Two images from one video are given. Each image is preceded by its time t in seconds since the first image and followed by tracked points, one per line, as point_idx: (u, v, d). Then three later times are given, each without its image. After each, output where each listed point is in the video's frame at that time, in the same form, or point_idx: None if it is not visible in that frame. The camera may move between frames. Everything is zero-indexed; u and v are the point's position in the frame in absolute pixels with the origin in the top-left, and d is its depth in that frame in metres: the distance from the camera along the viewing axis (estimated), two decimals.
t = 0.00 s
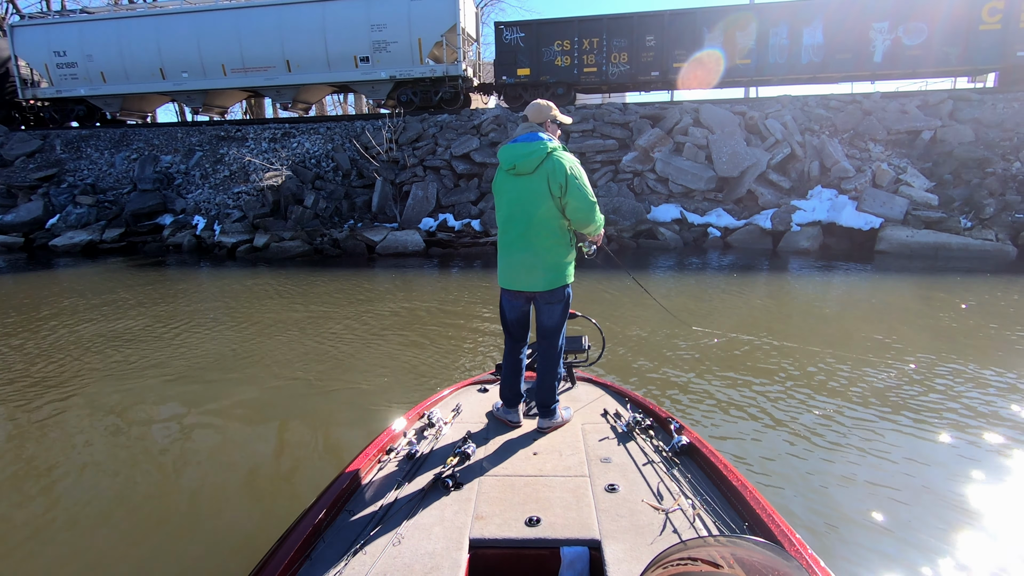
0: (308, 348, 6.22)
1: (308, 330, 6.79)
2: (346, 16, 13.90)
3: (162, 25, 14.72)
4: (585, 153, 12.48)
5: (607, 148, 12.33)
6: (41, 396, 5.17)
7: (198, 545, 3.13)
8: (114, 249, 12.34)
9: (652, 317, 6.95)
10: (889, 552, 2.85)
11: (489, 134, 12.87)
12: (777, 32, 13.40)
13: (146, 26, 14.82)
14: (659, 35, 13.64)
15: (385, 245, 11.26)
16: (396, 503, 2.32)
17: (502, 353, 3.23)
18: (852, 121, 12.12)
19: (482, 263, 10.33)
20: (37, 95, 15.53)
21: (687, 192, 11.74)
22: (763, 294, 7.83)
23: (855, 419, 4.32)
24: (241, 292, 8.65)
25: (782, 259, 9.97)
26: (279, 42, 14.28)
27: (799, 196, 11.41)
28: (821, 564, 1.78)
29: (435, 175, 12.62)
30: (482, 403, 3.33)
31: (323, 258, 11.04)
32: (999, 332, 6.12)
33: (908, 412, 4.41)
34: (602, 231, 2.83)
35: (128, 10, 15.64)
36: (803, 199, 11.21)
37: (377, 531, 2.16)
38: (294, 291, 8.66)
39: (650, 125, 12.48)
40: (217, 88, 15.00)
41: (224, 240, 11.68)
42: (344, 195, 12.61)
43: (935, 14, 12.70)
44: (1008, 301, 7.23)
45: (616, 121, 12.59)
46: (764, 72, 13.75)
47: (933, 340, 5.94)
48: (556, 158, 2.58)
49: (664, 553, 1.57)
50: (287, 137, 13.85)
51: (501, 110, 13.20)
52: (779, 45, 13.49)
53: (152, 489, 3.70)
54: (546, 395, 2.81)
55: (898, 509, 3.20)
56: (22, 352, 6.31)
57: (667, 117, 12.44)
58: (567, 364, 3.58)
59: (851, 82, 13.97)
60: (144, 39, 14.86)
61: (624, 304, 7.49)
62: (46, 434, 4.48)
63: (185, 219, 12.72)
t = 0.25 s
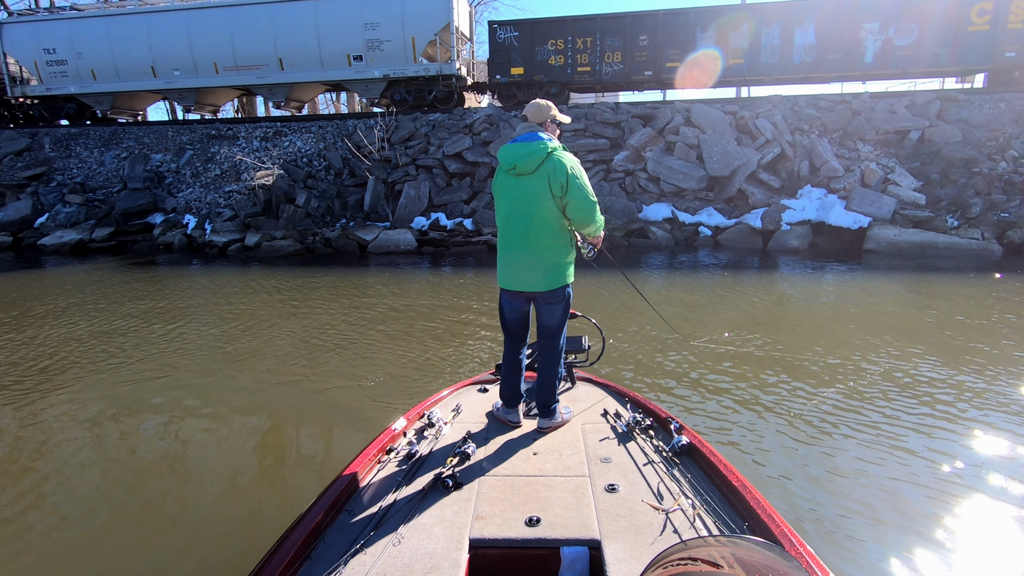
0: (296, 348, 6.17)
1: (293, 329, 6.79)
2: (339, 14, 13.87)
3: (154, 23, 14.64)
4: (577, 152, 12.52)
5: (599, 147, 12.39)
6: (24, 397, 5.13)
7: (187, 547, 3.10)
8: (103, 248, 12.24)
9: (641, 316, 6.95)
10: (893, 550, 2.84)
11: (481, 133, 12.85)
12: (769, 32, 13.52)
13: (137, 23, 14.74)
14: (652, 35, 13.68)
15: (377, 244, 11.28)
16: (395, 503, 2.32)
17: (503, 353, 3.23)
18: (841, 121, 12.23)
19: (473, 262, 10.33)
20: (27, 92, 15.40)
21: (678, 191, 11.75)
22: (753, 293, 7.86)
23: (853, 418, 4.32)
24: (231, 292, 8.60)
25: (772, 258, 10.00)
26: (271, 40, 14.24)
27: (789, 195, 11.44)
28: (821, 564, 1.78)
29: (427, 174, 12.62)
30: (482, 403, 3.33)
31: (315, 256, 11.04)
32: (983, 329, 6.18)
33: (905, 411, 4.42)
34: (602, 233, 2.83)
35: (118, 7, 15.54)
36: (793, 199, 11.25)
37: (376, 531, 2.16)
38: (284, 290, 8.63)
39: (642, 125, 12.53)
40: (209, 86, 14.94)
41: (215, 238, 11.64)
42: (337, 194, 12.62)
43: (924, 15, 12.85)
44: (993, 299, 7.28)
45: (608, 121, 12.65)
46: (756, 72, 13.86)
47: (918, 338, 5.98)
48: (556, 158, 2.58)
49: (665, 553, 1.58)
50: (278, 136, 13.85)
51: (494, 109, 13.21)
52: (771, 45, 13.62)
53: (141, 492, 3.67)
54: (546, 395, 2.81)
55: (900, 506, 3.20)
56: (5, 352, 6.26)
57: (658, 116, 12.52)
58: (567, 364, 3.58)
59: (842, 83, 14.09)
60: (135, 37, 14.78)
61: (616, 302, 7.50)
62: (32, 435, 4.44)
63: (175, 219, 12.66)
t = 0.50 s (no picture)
0: (283, 348, 6.16)
1: (276, 327, 6.85)
2: (332, 12, 13.86)
3: (145, 21, 14.58)
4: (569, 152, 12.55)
5: (591, 147, 12.40)
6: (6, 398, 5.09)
7: (176, 548, 3.09)
8: (93, 248, 12.15)
9: (630, 315, 6.96)
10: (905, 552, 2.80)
11: (473, 133, 12.86)
12: (761, 32, 13.64)
13: (128, 21, 14.68)
14: (645, 35, 13.72)
15: (369, 244, 11.30)
16: (395, 503, 2.32)
17: (503, 354, 3.23)
18: (831, 121, 12.32)
19: (465, 261, 10.34)
20: (16, 91, 15.28)
21: (670, 190, 11.75)
22: (742, 292, 7.90)
23: (852, 416, 4.29)
24: (221, 292, 8.53)
25: (762, 257, 10.03)
26: (264, 38, 14.22)
27: (780, 195, 11.48)
28: (822, 564, 1.78)
29: (419, 173, 12.62)
30: (482, 404, 3.33)
31: (307, 255, 11.03)
32: (969, 327, 6.24)
33: (903, 408, 4.40)
34: (603, 233, 2.84)
35: (109, 5, 15.47)
36: (783, 198, 11.30)
37: (377, 531, 2.16)
38: (274, 290, 8.61)
39: (634, 125, 12.56)
40: (201, 85, 14.89)
41: (206, 238, 11.59)
42: (328, 194, 12.63)
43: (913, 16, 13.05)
44: (980, 297, 7.34)
45: (600, 120, 12.69)
46: (749, 72, 13.97)
47: (904, 336, 6.04)
48: (556, 158, 2.58)
49: (664, 553, 1.58)
50: (269, 135, 13.85)
51: (486, 108, 13.23)
52: (763, 45, 13.74)
53: (132, 492, 3.66)
54: (546, 395, 2.81)
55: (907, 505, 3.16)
56: None
57: (650, 116, 12.56)
58: (567, 364, 3.58)
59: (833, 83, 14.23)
60: (127, 35, 14.72)
61: (607, 301, 7.52)
62: (17, 437, 4.41)
63: (166, 218, 12.60)
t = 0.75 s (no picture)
0: (273, 349, 6.14)
1: (266, 327, 6.84)
2: (326, 12, 13.86)
3: (138, 19, 14.53)
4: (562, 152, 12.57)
5: (583, 147, 12.44)
6: None
7: (171, 548, 3.08)
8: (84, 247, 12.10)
9: (616, 316, 6.90)
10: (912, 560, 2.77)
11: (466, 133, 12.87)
12: (755, 32, 13.70)
13: (121, 20, 14.62)
14: (639, 35, 13.77)
15: (362, 244, 11.32)
16: (394, 504, 2.32)
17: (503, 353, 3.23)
18: (821, 121, 12.37)
19: (457, 261, 10.35)
20: (7, 89, 15.16)
21: (662, 190, 11.76)
22: (733, 291, 7.93)
23: (845, 420, 4.29)
24: (211, 292, 8.50)
25: (753, 256, 10.05)
26: (258, 38, 14.20)
27: (770, 195, 11.46)
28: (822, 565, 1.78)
29: (413, 173, 12.63)
30: (482, 404, 3.33)
31: (299, 255, 11.05)
32: (954, 327, 6.31)
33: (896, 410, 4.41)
34: (602, 235, 2.85)
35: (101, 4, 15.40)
36: (774, 198, 11.33)
37: (377, 531, 2.15)
38: (265, 289, 8.59)
39: (626, 125, 12.59)
40: (194, 84, 14.84)
41: (198, 238, 11.55)
42: (321, 193, 12.62)
43: (904, 18, 13.20)
44: (965, 297, 7.42)
45: (592, 121, 12.72)
46: (741, 72, 14.04)
47: (893, 336, 6.08)
48: (557, 159, 2.58)
49: (664, 553, 1.58)
50: (262, 134, 13.83)
51: (479, 109, 13.13)
52: (756, 46, 13.80)
53: (125, 492, 3.66)
54: (546, 395, 2.81)
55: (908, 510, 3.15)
56: None
57: (642, 117, 12.59)
58: (567, 363, 3.59)
59: (824, 84, 14.31)
60: (119, 33, 14.66)
61: (599, 301, 7.53)
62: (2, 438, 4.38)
63: (157, 218, 12.56)
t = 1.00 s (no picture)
0: (263, 349, 6.14)
1: (255, 329, 6.80)
2: (319, 12, 13.84)
3: (130, 19, 14.46)
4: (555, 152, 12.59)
5: (575, 146, 12.49)
6: None
7: (165, 550, 3.08)
8: (74, 248, 12.03)
9: (610, 314, 6.99)
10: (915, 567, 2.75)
11: (459, 133, 12.84)
12: (747, 34, 13.77)
13: (112, 19, 14.53)
14: (632, 36, 13.80)
15: (355, 244, 11.35)
16: (394, 504, 2.31)
17: (503, 354, 3.23)
18: (812, 122, 12.43)
19: (450, 261, 10.36)
20: None
21: (654, 190, 11.79)
22: (725, 291, 7.96)
23: (841, 419, 4.28)
24: (202, 292, 8.49)
25: (744, 256, 10.08)
26: (251, 37, 14.16)
27: (761, 195, 11.51)
28: (822, 565, 1.78)
29: (405, 173, 12.61)
30: (482, 404, 3.33)
31: (291, 254, 11.06)
32: (940, 325, 6.36)
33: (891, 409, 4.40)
34: (603, 236, 2.85)
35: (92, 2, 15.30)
36: (765, 198, 11.37)
37: (377, 531, 2.15)
38: (257, 290, 8.58)
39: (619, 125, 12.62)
40: (186, 83, 14.77)
41: (190, 238, 11.51)
42: (313, 193, 12.62)
43: (894, 19, 13.34)
44: (952, 296, 7.48)
45: (585, 121, 12.75)
46: (734, 73, 14.12)
47: (882, 335, 6.13)
48: (557, 159, 2.58)
49: (665, 553, 1.58)
50: (254, 134, 13.80)
51: (472, 109, 13.23)
52: (749, 47, 13.87)
53: (117, 494, 3.64)
54: (546, 395, 2.81)
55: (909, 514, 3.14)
56: None
57: (634, 117, 12.62)
58: (567, 363, 3.59)
59: (816, 85, 14.40)
60: (110, 32, 14.57)
61: (591, 300, 7.55)
62: None
63: (148, 218, 12.52)
